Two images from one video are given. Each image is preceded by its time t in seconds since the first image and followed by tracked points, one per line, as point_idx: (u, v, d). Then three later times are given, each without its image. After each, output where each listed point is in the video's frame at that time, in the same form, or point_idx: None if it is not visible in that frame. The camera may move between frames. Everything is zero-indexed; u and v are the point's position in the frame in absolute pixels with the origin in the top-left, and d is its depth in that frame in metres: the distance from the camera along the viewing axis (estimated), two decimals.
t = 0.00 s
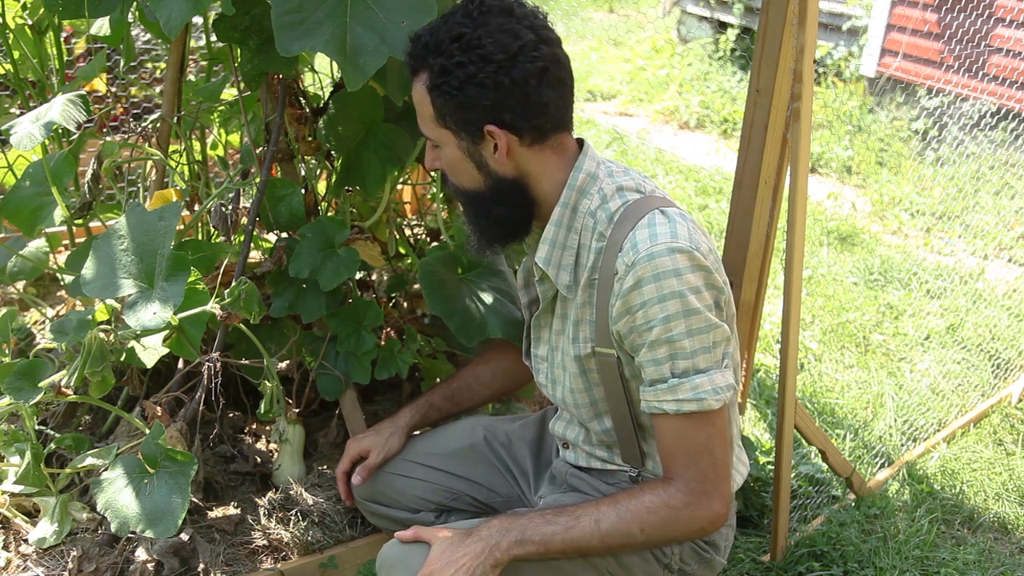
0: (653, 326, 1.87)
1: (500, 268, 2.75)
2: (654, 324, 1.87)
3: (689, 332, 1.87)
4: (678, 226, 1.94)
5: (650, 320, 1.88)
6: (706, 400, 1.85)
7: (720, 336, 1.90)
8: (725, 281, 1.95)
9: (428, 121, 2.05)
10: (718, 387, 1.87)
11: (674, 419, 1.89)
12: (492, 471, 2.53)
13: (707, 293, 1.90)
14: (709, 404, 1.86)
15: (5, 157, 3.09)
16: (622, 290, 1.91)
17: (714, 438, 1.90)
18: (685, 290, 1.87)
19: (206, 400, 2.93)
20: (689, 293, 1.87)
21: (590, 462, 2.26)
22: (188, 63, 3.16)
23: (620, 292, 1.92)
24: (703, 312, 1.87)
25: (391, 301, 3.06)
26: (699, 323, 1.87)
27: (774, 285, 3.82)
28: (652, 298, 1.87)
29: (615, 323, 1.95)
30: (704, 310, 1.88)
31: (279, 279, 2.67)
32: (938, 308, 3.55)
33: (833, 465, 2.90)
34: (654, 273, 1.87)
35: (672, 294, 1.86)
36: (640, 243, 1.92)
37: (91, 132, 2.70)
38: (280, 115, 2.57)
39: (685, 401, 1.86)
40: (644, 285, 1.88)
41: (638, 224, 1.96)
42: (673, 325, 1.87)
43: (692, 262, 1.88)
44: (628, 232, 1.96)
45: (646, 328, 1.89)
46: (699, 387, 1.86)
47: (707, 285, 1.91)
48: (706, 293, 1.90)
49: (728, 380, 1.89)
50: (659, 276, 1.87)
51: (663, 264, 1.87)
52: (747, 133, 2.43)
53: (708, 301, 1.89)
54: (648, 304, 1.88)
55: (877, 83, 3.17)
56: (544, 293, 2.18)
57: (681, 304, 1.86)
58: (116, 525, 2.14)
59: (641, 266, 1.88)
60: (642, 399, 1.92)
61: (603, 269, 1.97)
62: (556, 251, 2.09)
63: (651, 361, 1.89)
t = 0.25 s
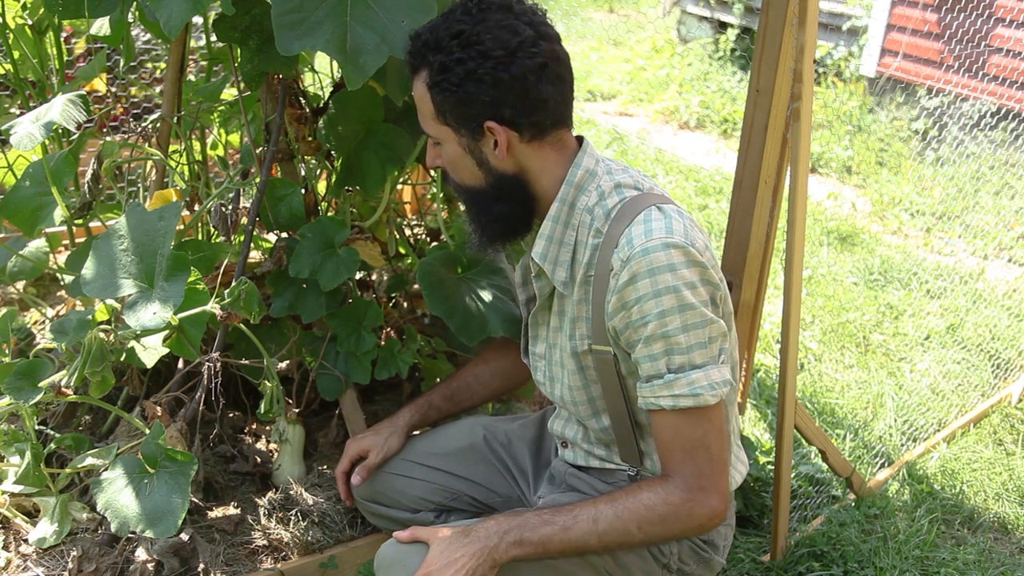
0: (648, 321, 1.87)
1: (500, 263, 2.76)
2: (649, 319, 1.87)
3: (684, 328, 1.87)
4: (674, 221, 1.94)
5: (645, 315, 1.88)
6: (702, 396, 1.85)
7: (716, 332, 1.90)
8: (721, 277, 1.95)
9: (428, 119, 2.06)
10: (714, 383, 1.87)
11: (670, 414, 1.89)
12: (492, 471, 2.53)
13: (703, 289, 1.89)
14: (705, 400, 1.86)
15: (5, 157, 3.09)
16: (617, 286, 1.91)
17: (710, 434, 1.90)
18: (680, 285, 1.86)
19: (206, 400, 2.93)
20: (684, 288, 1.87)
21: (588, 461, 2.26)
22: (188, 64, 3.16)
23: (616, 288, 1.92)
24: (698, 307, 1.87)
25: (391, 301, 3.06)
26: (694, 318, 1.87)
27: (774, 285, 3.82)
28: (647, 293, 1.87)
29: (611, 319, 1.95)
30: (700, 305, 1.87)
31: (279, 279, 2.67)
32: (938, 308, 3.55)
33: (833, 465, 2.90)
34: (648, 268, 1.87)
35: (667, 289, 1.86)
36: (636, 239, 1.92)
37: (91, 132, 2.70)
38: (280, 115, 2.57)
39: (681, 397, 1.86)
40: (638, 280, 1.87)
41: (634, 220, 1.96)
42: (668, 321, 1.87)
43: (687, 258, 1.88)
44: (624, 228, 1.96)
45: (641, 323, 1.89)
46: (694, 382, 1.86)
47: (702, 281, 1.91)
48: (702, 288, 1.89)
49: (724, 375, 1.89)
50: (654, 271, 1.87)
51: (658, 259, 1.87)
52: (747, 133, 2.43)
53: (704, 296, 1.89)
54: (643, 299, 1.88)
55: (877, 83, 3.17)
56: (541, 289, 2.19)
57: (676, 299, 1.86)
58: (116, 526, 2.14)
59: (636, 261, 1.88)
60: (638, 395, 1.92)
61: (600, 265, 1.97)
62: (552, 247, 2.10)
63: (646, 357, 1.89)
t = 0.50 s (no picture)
0: (652, 315, 1.87)
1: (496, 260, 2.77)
2: (652, 313, 1.88)
3: (687, 322, 1.87)
4: (677, 217, 1.94)
5: (648, 310, 1.88)
6: (705, 391, 1.86)
7: (719, 328, 1.90)
8: (724, 273, 1.96)
9: (434, 115, 2.06)
10: (716, 378, 1.87)
11: (673, 410, 1.89)
12: (492, 472, 2.52)
13: (706, 283, 1.90)
14: (707, 395, 1.86)
15: (5, 157, 3.09)
16: (620, 281, 1.91)
17: (712, 430, 1.90)
18: (683, 279, 1.87)
19: (206, 400, 2.93)
20: (688, 282, 1.87)
21: (589, 461, 2.26)
22: (188, 64, 3.16)
23: (619, 283, 1.93)
24: (701, 302, 1.87)
25: (391, 301, 3.05)
26: (697, 313, 1.87)
27: (774, 285, 3.82)
28: (651, 288, 1.88)
29: (614, 314, 1.95)
30: (703, 300, 1.87)
31: (279, 279, 2.67)
32: (938, 308, 3.55)
33: (833, 465, 2.90)
34: (652, 262, 1.88)
35: (670, 284, 1.87)
36: (639, 234, 1.92)
37: (92, 132, 2.69)
38: (280, 115, 2.57)
39: (684, 392, 1.86)
40: (642, 274, 1.88)
41: (637, 215, 1.96)
42: (671, 315, 1.87)
43: (691, 252, 1.89)
44: (627, 224, 1.96)
45: (644, 317, 1.89)
46: (697, 377, 1.86)
47: (706, 275, 1.91)
48: (705, 283, 1.90)
49: (727, 371, 1.89)
50: (658, 266, 1.87)
51: (661, 254, 1.87)
52: (747, 133, 2.43)
53: (707, 291, 1.89)
54: (646, 293, 1.88)
55: (877, 83, 3.18)
56: (542, 286, 2.18)
57: (679, 294, 1.86)
58: (116, 526, 2.14)
59: (639, 255, 1.89)
60: (641, 390, 1.92)
61: (602, 260, 1.98)
62: (555, 243, 2.09)
63: (649, 352, 1.89)
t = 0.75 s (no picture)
0: (659, 316, 1.88)
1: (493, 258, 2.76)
2: (659, 314, 1.88)
3: (694, 323, 1.88)
4: (683, 217, 1.94)
5: (656, 310, 1.88)
6: (711, 391, 1.86)
7: (725, 328, 1.90)
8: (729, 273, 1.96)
9: (436, 114, 2.06)
10: (723, 379, 1.88)
11: (679, 410, 1.89)
12: (491, 472, 2.52)
13: (713, 284, 1.90)
14: (714, 395, 1.87)
15: (5, 157, 3.09)
16: (627, 281, 1.91)
17: (718, 430, 1.91)
18: (691, 280, 1.87)
19: (206, 400, 2.92)
20: (696, 283, 1.87)
21: (592, 463, 2.25)
22: (188, 64, 3.16)
23: (626, 284, 1.93)
24: (708, 302, 1.87)
25: (391, 301, 3.05)
26: (704, 313, 1.87)
27: (774, 285, 3.82)
28: (658, 288, 1.88)
29: (620, 315, 1.95)
30: (709, 301, 1.88)
31: (279, 279, 2.67)
32: (938, 308, 3.55)
33: (833, 465, 2.90)
34: (659, 263, 1.88)
35: (677, 284, 1.87)
36: (645, 234, 1.93)
37: (91, 132, 2.69)
38: (280, 115, 2.57)
39: (691, 393, 1.87)
40: (649, 275, 1.88)
41: (642, 216, 1.96)
42: (678, 316, 1.87)
43: (698, 252, 1.89)
44: (632, 224, 1.97)
45: (651, 318, 1.89)
46: (704, 378, 1.86)
47: (712, 276, 1.92)
48: (712, 283, 1.90)
49: (733, 372, 1.89)
50: (665, 267, 1.87)
51: (669, 254, 1.88)
52: (747, 133, 2.42)
53: (714, 291, 1.89)
54: (654, 294, 1.88)
55: (877, 83, 3.18)
56: (547, 288, 2.17)
57: (687, 294, 1.87)
58: (116, 526, 2.14)
59: (647, 256, 1.89)
60: (647, 391, 1.92)
61: (609, 261, 1.98)
62: (561, 245, 2.10)
63: (656, 353, 1.90)
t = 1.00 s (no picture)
0: (669, 311, 1.88)
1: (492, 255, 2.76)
2: (669, 310, 1.88)
3: (703, 318, 1.88)
4: (691, 213, 1.95)
5: (665, 306, 1.89)
6: (719, 387, 1.87)
7: (733, 324, 1.91)
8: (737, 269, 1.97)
9: (443, 108, 2.05)
10: (731, 375, 1.88)
11: (687, 406, 1.90)
12: (491, 472, 2.52)
13: (722, 279, 1.91)
14: (722, 391, 1.88)
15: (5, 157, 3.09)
16: (636, 277, 1.92)
17: (725, 426, 1.91)
18: (700, 275, 1.88)
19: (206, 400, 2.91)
20: (705, 278, 1.88)
21: (594, 463, 2.25)
22: (188, 64, 3.16)
23: (634, 280, 1.93)
24: (717, 298, 1.88)
25: (391, 301, 3.05)
26: (713, 309, 1.88)
27: (774, 285, 3.82)
28: (667, 284, 1.88)
29: (629, 311, 1.95)
30: (718, 296, 1.89)
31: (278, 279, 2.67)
32: (938, 308, 3.55)
33: (833, 465, 2.90)
34: (669, 258, 1.89)
35: (687, 280, 1.88)
36: (654, 230, 1.93)
37: (91, 132, 2.69)
38: (280, 116, 2.56)
39: (699, 388, 1.87)
40: (659, 271, 1.89)
41: (650, 212, 1.97)
42: (688, 311, 1.88)
43: (707, 248, 1.90)
44: (640, 221, 1.97)
45: (660, 314, 1.90)
46: (712, 373, 1.87)
47: (721, 271, 1.93)
48: (721, 279, 1.91)
49: (741, 368, 1.90)
50: (675, 262, 1.88)
51: (678, 250, 1.89)
52: (747, 133, 2.42)
53: (723, 287, 1.90)
54: (663, 289, 1.89)
55: (877, 83, 3.18)
56: (553, 287, 2.17)
57: (696, 289, 1.87)
58: (117, 526, 2.15)
59: (657, 252, 1.90)
60: (655, 387, 1.93)
61: (617, 258, 1.98)
62: (569, 242, 2.09)
63: (664, 348, 1.90)
